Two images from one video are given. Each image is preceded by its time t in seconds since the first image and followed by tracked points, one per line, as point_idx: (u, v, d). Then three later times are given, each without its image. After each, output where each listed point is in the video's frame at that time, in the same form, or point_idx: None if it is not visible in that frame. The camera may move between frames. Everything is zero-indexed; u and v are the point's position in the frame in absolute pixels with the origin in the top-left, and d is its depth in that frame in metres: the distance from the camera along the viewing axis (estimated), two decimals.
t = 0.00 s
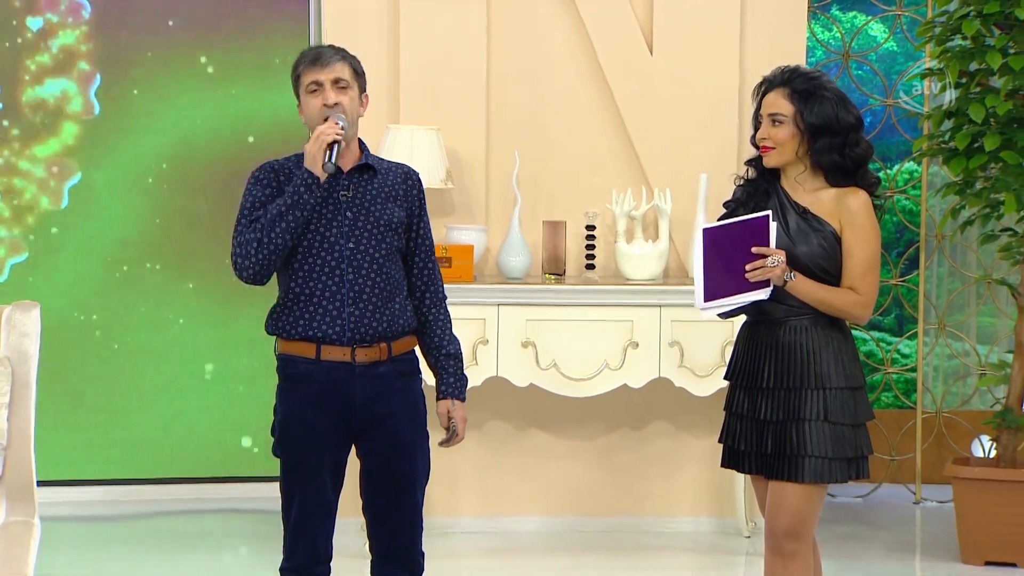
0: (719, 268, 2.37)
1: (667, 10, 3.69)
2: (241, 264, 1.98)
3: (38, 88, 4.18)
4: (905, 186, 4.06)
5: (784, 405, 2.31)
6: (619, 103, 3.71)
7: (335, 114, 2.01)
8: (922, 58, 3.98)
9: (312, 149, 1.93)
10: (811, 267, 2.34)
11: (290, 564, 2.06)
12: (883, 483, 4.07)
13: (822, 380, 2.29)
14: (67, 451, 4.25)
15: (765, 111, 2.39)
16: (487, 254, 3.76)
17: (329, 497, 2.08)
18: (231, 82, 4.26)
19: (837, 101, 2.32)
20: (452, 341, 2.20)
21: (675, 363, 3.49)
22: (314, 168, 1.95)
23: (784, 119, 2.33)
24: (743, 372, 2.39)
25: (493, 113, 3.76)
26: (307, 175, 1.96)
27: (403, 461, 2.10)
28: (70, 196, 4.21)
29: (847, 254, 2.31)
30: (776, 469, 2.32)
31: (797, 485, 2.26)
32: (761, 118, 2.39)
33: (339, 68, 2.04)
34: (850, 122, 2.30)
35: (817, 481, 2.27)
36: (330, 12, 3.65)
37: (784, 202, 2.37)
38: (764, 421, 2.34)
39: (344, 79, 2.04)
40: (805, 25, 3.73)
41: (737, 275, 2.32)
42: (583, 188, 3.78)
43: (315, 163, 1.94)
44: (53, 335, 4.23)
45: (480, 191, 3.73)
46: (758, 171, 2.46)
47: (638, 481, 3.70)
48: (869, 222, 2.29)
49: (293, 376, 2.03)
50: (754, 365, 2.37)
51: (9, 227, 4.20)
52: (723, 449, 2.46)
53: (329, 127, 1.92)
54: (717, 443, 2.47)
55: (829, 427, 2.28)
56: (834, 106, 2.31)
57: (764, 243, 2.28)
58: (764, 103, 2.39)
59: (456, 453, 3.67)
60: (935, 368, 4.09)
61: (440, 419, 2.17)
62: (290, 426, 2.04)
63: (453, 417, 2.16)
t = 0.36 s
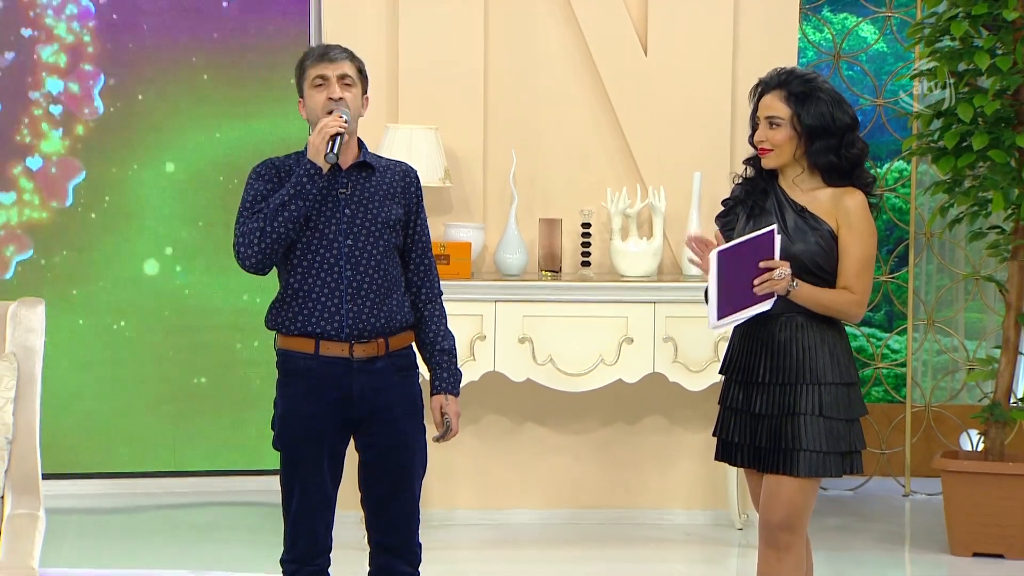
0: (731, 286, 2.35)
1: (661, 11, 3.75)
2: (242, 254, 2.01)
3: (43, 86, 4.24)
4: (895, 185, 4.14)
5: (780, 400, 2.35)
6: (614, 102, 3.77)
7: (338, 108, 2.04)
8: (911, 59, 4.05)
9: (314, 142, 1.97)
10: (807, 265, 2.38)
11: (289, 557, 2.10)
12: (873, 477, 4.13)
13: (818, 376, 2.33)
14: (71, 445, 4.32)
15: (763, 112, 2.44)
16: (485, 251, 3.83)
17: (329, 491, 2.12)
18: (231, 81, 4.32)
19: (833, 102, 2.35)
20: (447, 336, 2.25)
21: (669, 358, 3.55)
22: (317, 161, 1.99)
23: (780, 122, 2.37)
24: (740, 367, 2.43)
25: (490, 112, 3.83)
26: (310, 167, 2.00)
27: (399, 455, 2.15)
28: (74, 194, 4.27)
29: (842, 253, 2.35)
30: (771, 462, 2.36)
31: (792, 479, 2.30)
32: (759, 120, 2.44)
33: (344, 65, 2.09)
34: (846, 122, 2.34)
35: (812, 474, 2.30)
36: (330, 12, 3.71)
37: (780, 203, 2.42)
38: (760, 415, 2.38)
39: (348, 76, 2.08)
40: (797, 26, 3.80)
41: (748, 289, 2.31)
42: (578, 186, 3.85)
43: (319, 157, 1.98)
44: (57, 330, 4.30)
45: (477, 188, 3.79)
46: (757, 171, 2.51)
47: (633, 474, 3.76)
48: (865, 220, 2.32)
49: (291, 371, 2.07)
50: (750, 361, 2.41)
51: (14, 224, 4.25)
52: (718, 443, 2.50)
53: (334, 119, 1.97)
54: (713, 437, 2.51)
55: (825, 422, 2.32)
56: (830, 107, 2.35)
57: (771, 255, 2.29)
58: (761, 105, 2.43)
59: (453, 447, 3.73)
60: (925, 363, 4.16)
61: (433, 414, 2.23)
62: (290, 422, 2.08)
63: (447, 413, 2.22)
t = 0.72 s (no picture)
0: (713, 269, 2.37)
1: (655, 12, 3.82)
2: (247, 252, 2.06)
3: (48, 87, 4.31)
4: (885, 182, 4.21)
5: (775, 394, 2.37)
6: (609, 102, 3.83)
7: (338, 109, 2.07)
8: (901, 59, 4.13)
9: (316, 142, 2.02)
10: (804, 262, 2.40)
11: (290, 547, 2.14)
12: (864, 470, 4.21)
13: (812, 371, 2.35)
14: (76, 440, 4.39)
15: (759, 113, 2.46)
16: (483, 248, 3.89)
17: (330, 485, 2.16)
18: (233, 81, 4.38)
19: (829, 102, 2.37)
20: (446, 333, 2.30)
21: (663, 353, 3.61)
22: (319, 162, 2.03)
23: (777, 122, 2.39)
24: (735, 361, 2.45)
25: (488, 112, 3.89)
26: (312, 167, 2.04)
27: (401, 449, 2.19)
28: (79, 193, 4.33)
29: (838, 250, 2.37)
30: (767, 456, 2.39)
31: (787, 472, 2.33)
32: (756, 120, 2.46)
33: (340, 66, 2.12)
34: (842, 123, 2.36)
35: (807, 468, 2.33)
36: (330, 14, 3.77)
37: (778, 199, 2.45)
38: (755, 409, 2.40)
39: (345, 77, 2.12)
40: (788, 27, 3.86)
41: (732, 275, 2.34)
42: (575, 184, 3.91)
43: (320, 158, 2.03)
44: (62, 327, 4.37)
45: (475, 186, 3.85)
46: (753, 169, 2.53)
47: (628, 468, 3.83)
48: (861, 218, 2.35)
49: (292, 366, 2.11)
50: (745, 356, 2.43)
51: (20, 223, 4.32)
52: (712, 436, 2.52)
53: (335, 120, 2.01)
54: (707, 431, 2.53)
55: (819, 416, 2.35)
56: (826, 108, 2.36)
57: (758, 243, 2.32)
58: (758, 105, 2.45)
59: (452, 441, 3.80)
60: (915, 358, 4.22)
61: (436, 412, 2.27)
62: (291, 416, 2.11)
63: (449, 411, 2.26)
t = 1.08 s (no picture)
0: (714, 254, 2.48)
1: (649, 14, 3.88)
2: (249, 249, 2.10)
3: (50, 87, 4.36)
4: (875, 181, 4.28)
5: (769, 390, 2.41)
6: (604, 102, 3.90)
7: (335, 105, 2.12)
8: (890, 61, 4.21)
9: (313, 137, 2.06)
10: (798, 259, 2.45)
11: (292, 541, 2.18)
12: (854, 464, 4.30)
13: (805, 367, 2.40)
14: (79, 436, 4.45)
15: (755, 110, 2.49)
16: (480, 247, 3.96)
17: (333, 480, 2.21)
18: (233, 82, 4.45)
19: (825, 102, 2.41)
20: (447, 329, 2.33)
21: (657, 350, 3.67)
22: (318, 154, 2.08)
23: (773, 118, 2.43)
24: (730, 358, 2.49)
25: (484, 112, 3.95)
26: (311, 161, 2.10)
27: (403, 444, 2.23)
28: (82, 192, 4.39)
29: (831, 248, 2.42)
30: (760, 451, 2.42)
31: (780, 467, 2.36)
32: (752, 116, 2.49)
33: (337, 66, 2.18)
34: (836, 123, 2.41)
35: (799, 463, 2.37)
36: (329, 15, 3.83)
37: (771, 198, 2.48)
38: (748, 405, 2.44)
39: (343, 77, 2.17)
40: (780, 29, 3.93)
41: (731, 262, 2.44)
42: (570, 184, 3.97)
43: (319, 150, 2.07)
44: (65, 325, 4.42)
45: (472, 186, 3.91)
46: (747, 166, 2.56)
47: (623, 462, 3.89)
48: (853, 217, 2.40)
49: (297, 362, 2.16)
50: (739, 352, 2.47)
51: (23, 222, 4.37)
52: (706, 431, 2.55)
53: (332, 115, 2.05)
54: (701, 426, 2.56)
55: (812, 411, 2.39)
56: (821, 107, 2.40)
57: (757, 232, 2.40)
58: (754, 102, 2.48)
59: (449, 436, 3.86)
60: (904, 354, 4.30)
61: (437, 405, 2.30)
62: (295, 413, 2.16)
63: (449, 403, 2.29)
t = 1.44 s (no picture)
0: (706, 287, 2.42)
1: (643, 17, 3.95)
2: (247, 247, 2.16)
3: (52, 88, 4.41)
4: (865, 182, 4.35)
5: (760, 387, 2.45)
6: (598, 104, 3.96)
7: (336, 101, 2.17)
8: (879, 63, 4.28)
9: (315, 144, 2.11)
10: (789, 259, 2.47)
11: (291, 535, 2.24)
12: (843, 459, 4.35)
13: (796, 364, 2.44)
14: (81, 433, 4.51)
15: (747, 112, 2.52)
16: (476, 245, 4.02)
17: (332, 474, 2.26)
18: (234, 84, 4.52)
19: (815, 104, 2.45)
20: (446, 326, 2.39)
21: (651, 347, 3.74)
22: (319, 163, 2.12)
23: (765, 122, 2.45)
24: (722, 355, 2.53)
25: (481, 113, 4.01)
26: (311, 169, 2.14)
27: (399, 439, 2.28)
28: (84, 192, 4.44)
29: (821, 248, 2.45)
30: (752, 447, 2.47)
31: (772, 462, 2.41)
32: (743, 119, 2.52)
33: (337, 63, 2.24)
34: (827, 124, 2.45)
35: (790, 458, 2.41)
36: (329, 18, 3.89)
37: (763, 199, 2.50)
38: (741, 401, 2.48)
39: (343, 74, 2.23)
40: (771, 32, 4.00)
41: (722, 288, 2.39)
42: (565, 184, 4.03)
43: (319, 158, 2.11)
44: (67, 323, 4.48)
45: (468, 185, 3.98)
46: (740, 167, 2.58)
47: (616, 457, 3.96)
48: (844, 218, 2.43)
49: (295, 359, 2.21)
50: (732, 350, 2.51)
51: (26, 221, 4.43)
52: (699, 427, 2.59)
53: (333, 123, 2.10)
54: (694, 422, 2.60)
55: (803, 408, 2.43)
56: (813, 110, 2.44)
57: (743, 256, 2.36)
58: (746, 104, 2.51)
59: (446, 432, 3.92)
60: (892, 351, 4.39)
61: (431, 401, 2.36)
62: (295, 409, 2.22)
63: (442, 400, 2.35)
